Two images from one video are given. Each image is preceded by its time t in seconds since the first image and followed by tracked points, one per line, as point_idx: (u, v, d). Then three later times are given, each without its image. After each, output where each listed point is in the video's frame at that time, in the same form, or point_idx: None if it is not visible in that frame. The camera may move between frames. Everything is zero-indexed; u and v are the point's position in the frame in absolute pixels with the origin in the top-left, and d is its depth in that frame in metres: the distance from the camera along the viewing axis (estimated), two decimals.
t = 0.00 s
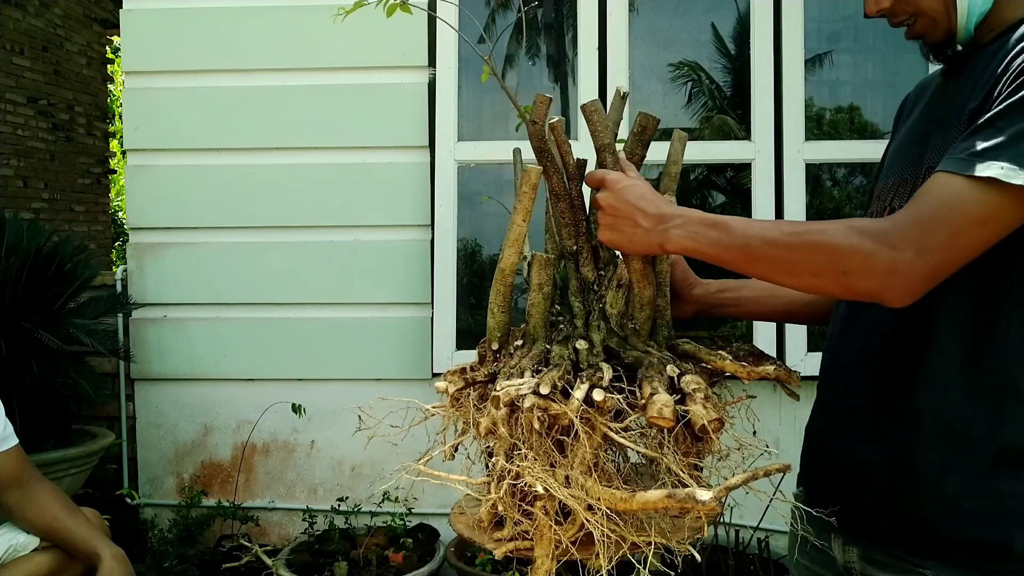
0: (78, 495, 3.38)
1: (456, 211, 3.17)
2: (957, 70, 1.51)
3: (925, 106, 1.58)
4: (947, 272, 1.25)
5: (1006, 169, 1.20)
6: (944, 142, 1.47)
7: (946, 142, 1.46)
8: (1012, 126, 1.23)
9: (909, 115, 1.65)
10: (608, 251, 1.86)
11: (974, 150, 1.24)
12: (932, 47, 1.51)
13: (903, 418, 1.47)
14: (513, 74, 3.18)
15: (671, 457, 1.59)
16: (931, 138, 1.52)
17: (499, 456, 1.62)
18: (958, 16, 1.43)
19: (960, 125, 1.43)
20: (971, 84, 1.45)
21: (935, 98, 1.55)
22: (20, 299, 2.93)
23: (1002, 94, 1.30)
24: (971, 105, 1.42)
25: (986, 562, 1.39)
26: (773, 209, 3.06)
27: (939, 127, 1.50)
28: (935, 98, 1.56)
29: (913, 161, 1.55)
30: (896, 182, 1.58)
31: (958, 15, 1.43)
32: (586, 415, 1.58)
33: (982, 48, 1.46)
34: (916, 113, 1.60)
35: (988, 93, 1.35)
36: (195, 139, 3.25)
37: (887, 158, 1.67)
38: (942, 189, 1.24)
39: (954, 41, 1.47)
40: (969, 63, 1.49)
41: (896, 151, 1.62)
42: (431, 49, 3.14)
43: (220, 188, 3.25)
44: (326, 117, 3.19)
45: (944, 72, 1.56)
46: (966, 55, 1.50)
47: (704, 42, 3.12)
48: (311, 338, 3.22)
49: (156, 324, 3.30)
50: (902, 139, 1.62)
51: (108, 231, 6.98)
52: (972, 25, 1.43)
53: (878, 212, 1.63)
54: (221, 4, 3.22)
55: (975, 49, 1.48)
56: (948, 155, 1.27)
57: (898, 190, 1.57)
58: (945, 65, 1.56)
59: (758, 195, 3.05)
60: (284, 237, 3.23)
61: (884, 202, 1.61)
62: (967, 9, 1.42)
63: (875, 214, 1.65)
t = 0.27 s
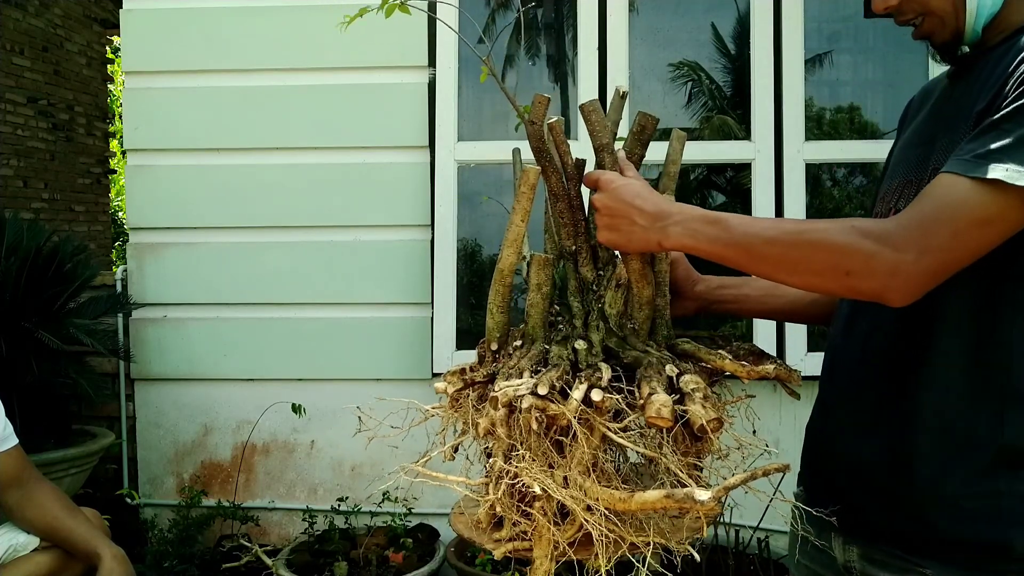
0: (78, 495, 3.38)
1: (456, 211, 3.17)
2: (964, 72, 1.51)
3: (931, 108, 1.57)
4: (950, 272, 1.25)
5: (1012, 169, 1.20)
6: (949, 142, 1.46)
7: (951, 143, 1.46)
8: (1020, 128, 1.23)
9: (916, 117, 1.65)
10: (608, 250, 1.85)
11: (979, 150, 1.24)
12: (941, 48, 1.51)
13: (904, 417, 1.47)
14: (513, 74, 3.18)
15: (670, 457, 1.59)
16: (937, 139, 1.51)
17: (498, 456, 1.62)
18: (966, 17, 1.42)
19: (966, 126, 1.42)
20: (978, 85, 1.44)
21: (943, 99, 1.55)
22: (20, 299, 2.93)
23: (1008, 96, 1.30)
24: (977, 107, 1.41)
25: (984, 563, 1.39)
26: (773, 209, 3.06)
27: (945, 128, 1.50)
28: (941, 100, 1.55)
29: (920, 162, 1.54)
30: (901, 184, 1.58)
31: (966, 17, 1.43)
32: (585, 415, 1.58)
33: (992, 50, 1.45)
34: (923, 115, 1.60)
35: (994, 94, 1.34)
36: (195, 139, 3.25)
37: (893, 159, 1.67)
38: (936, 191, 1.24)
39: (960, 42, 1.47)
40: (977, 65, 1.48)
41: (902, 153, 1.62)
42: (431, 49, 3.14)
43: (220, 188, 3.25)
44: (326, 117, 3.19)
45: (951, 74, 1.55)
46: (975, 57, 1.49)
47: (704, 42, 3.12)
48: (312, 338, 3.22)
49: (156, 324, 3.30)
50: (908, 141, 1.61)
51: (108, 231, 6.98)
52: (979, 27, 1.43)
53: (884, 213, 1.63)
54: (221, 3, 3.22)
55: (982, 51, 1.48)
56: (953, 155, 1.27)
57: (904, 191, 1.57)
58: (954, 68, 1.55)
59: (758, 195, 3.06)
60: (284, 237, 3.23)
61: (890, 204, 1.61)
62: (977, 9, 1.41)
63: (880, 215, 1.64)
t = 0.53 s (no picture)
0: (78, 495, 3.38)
1: (455, 211, 3.17)
2: (965, 72, 1.50)
3: (934, 110, 1.56)
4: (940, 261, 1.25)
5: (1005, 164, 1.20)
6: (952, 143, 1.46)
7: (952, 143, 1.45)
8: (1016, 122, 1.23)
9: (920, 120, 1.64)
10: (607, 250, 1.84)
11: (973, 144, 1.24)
12: (938, 47, 1.52)
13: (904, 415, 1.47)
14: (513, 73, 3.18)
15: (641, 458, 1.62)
16: (941, 141, 1.51)
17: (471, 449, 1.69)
18: (964, 18, 1.44)
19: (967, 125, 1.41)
20: (978, 86, 1.44)
21: (945, 101, 1.54)
22: (19, 299, 2.93)
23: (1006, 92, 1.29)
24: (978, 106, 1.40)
25: (985, 560, 1.40)
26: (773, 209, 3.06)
27: (947, 130, 1.49)
28: (944, 102, 1.54)
29: (923, 164, 1.54)
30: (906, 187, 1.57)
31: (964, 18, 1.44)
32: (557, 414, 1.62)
33: (992, 50, 1.45)
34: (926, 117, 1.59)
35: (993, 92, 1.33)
36: (195, 139, 3.25)
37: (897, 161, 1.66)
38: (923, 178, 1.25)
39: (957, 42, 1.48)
40: (977, 66, 1.48)
41: (906, 156, 1.61)
42: (431, 49, 3.14)
43: (220, 188, 3.25)
44: (326, 117, 3.19)
45: (952, 75, 1.55)
46: (976, 58, 1.49)
47: (704, 41, 3.12)
48: (311, 338, 3.22)
49: (156, 324, 3.30)
50: (912, 143, 1.61)
51: (108, 231, 6.98)
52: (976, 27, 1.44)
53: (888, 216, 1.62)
54: (221, 4, 3.22)
55: (982, 50, 1.48)
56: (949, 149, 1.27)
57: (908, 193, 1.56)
58: (956, 69, 1.54)
59: (758, 195, 3.05)
60: (284, 237, 3.23)
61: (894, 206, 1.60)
62: (972, 9, 1.42)
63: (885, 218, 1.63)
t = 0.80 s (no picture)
0: (78, 495, 3.38)
1: (456, 211, 3.16)
2: (963, 74, 1.51)
3: (934, 113, 1.57)
4: (951, 261, 1.24)
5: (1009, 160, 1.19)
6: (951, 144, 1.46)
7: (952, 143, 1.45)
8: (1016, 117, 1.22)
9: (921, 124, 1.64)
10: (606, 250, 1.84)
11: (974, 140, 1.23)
12: (933, 47, 1.53)
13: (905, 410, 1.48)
14: (513, 73, 3.18)
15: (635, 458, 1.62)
16: (941, 143, 1.51)
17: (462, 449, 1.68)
18: (957, 18, 1.44)
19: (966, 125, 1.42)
20: (975, 86, 1.44)
21: (944, 103, 1.54)
22: (20, 299, 2.93)
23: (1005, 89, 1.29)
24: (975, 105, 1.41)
25: (988, 559, 1.39)
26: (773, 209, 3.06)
27: (948, 131, 1.49)
28: (943, 104, 1.55)
29: (924, 166, 1.53)
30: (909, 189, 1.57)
31: (957, 16, 1.44)
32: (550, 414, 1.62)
33: (987, 50, 1.45)
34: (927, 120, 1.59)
35: (993, 89, 1.33)
36: (196, 139, 3.25)
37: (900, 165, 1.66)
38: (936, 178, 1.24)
39: (952, 41, 1.49)
40: (974, 67, 1.48)
41: (908, 160, 1.61)
42: (430, 49, 3.14)
43: (220, 188, 3.25)
44: (326, 117, 3.19)
45: (949, 77, 1.55)
46: (972, 59, 1.49)
47: (704, 41, 3.12)
48: (311, 338, 3.22)
49: (156, 324, 3.30)
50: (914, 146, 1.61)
51: (108, 232, 6.98)
52: (970, 26, 1.45)
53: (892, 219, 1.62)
54: (221, 4, 3.22)
55: (979, 50, 1.48)
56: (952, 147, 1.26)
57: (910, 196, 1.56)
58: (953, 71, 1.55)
59: (758, 195, 3.05)
60: (284, 237, 3.23)
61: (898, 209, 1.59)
62: (967, 9, 1.43)
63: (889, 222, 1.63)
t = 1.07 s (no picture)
0: (78, 495, 3.38)
1: (456, 211, 3.16)
2: (957, 75, 1.51)
3: (931, 115, 1.56)
4: None
5: None
6: (953, 144, 1.45)
7: (953, 145, 1.45)
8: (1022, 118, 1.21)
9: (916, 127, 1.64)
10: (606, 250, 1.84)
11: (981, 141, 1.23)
12: (922, 45, 1.53)
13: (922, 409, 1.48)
14: (513, 74, 3.18)
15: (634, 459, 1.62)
16: (940, 145, 1.50)
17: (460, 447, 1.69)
18: (946, 17, 1.44)
19: (968, 127, 1.42)
20: (973, 87, 1.44)
21: (939, 104, 1.55)
22: (20, 299, 2.93)
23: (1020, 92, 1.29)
24: (976, 107, 1.41)
25: (1011, 559, 1.38)
26: (773, 209, 3.06)
27: (946, 133, 1.49)
28: (938, 106, 1.55)
29: (926, 168, 1.53)
30: (909, 192, 1.56)
31: (946, 15, 1.44)
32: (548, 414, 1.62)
33: (981, 49, 1.45)
34: (922, 123, 1.59)
35: (1001, 93, 1.34)
36: (195, 139, 3.25)
37: (898, 169, 1.66)
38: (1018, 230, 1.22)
39: (941, 41, 1.49)
40: (968, 68, 1.48)
41: (905, 163, 1.61)
42: (430, 49, 3.14)
43: (220, 188, 3.25)
44: (326, 117, 3.19)
45: (943, 79, 1.55)
46: (965, 59, 1.49)
47: (704, 41, 3.13)
48: (311, 338, 3.22)
49: (156, 324, 3.30)
50: (912, 149, 1.60)
51: (108, 232, 6.98)
52: (960, 25, 1.45)
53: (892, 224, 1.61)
54: (221, 4, 3.22)
55: (971, 51, 1.48)
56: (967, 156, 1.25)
57: (911, 199, 1.55)
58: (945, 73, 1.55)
59: (758, 195, 3.05)
60: (284, 237, 3.23)
61: (898, 213, 1.58)
62: (955, 9, 1.43)
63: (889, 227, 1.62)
